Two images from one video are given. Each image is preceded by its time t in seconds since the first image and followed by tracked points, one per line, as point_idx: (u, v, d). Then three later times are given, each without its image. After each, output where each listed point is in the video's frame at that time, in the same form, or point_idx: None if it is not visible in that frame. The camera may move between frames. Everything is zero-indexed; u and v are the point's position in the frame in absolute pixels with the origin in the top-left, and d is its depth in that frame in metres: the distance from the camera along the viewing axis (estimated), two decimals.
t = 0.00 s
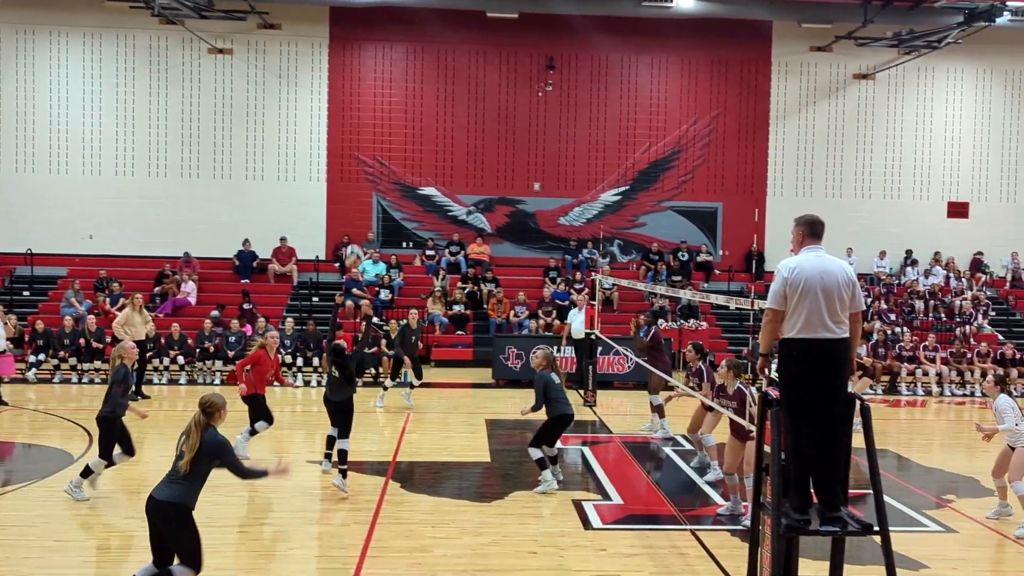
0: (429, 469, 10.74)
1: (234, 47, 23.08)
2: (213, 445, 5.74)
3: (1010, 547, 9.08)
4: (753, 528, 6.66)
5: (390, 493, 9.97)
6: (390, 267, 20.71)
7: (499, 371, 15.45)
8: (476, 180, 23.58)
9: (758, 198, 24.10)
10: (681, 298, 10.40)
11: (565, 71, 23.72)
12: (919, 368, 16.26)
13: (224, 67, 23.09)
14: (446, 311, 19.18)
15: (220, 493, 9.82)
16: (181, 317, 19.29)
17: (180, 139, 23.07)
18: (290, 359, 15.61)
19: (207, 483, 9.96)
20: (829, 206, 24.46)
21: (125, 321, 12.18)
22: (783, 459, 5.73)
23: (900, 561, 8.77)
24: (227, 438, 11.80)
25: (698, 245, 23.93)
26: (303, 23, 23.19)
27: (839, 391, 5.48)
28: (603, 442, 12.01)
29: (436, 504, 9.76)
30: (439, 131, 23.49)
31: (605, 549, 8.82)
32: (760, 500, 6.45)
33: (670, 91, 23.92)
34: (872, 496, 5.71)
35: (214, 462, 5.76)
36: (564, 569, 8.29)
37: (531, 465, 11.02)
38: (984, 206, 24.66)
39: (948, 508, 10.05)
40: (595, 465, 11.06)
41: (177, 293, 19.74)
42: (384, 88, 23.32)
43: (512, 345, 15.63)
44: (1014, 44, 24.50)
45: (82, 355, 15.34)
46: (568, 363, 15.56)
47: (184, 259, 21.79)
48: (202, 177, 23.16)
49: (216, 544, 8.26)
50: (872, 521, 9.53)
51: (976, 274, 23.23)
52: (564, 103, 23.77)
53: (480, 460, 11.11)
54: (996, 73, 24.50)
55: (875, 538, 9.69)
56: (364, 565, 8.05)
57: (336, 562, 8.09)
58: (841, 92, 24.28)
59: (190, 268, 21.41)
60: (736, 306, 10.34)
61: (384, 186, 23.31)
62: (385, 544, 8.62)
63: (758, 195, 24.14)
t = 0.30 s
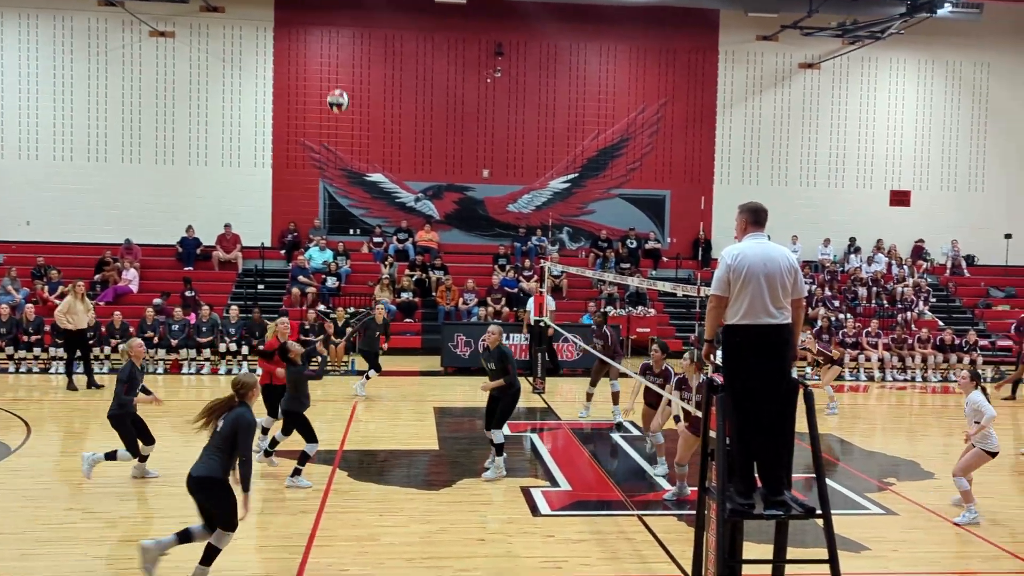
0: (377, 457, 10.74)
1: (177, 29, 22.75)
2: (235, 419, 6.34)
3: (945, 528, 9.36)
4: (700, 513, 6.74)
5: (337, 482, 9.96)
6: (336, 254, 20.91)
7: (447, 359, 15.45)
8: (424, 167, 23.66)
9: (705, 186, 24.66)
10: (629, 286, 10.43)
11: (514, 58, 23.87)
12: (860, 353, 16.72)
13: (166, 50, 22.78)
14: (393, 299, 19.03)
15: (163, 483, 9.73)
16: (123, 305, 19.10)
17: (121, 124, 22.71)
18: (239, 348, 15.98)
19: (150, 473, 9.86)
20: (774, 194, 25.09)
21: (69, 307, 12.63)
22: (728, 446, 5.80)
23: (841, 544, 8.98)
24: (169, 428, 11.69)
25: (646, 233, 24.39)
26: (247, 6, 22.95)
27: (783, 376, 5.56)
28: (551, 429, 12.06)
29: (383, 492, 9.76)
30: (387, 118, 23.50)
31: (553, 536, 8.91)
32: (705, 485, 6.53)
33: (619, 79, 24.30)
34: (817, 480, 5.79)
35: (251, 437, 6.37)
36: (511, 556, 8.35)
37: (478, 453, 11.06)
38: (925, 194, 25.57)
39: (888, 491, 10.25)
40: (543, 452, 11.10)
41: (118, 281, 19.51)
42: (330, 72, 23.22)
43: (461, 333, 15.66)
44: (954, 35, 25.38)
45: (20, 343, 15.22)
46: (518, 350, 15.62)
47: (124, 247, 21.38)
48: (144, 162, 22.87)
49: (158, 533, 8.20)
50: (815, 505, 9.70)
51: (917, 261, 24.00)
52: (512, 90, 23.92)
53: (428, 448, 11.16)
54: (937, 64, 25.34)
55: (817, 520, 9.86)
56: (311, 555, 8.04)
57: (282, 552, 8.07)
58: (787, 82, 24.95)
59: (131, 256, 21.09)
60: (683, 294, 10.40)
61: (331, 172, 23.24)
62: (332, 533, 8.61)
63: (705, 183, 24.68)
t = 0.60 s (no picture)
0: (319, 445, 10.73)
1: (111, 11, 22.35)
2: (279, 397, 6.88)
3: (879, 508, 9.62)
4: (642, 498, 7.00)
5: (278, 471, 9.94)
6: (277, 240, 20.85)
7: (390, 347, 15.69)
8: (367, 153, 23.70)
9: (649, 173, 25.21)
10: (573, 273, 10.41)
11: (458, 43, 24.09)
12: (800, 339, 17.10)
13: (100, 32, 22.37)
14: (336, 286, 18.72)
15: (100, 474, 9.60)
16: (55, 293, 18.88)
17: (53, 107, 22.20)
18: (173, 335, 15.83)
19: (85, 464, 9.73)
20: (717, 181, 25.82)
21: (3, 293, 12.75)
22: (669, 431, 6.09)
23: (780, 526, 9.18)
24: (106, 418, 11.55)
25: (591, 220, 24.84)
26: None
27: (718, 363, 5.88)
28: (496, 415, 12.11)
29: (325, 481, 9.71)
30: (329, 101, 23.48)
31: (497, 522, 8.96)
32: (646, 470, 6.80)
33: (563, 66, 24.68)
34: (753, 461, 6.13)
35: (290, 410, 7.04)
36: (454, 543, 8.39)
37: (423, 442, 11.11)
38: (864, 181, 26.46)
39: (826, 474, 10.45)
40: (488, 439, 11.14)
41: (51, 268, 19.23)
42: (270, 56, 23.14)
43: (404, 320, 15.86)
44: (890, 26, 26.27)
45: None
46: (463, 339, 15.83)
47: (56, 233, 20.85)
48: (77, 146, 22.39)
49: (92, 527, 8.08)
50: (754, 488, 9.85)
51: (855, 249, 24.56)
52: (456, 74, 24.14)
53: (371, 436, 11.19)
54: (876, 54, 26.25)
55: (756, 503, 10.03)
56: (251, 544, 7.99)
57: (223, 542, 8.00)
58: (729, 71, 25.60)
59: (63, 242, 20.46)
60: (627, 281, 10.39)
61: (271, 157, 23.15)
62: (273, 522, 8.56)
63: (648, 170, 25.23)
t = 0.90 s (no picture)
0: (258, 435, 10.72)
1: None
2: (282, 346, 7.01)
3: (816, 490, 9.81)
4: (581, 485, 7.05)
5: (216, 461, 9.90)
6: (215, 227, 20.83)
7: (333, 336, 15.93)
8: (306, 138, 23.63)
9: (591, 161, 25.50)
10: (516, 260, 10.35)
11: (398, 29, 24.11)
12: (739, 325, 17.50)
13: (29, 14, 21.96)
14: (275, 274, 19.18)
15: (31, 467, 9.44)
16: None
17: None
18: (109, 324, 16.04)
19: (16, 457, 9.57)
20: (660, 169, 26.12)
21: None
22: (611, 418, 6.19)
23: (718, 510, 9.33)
24: (37, 410, 11.39)
25: (534, 208, 25.12)
26: None
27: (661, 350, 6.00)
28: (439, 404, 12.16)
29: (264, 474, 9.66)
30: (267, 86, 23.41)
31: (439, 510, 8.97)
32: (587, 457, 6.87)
33: (506, 52, 24.88)
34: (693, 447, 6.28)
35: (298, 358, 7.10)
36: (396, 531, 8.39)
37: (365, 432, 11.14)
38: (803, 169, 27.08)
39: (765, 458, 10.62)
40: (431, 429, 11.15)
41: None
42: (207, 39, 22.92)
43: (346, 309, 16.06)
44: (830, 17, 26.85)
45: None
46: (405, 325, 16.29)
47: None
48: (6, 131, 21.93)
49: (21, 522, 7.93)
50: (694, 472, 9.99)
51: (795, 237, 25.20)
52: (397, 60, 24.17)
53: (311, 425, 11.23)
54: (815, 44, 26.88)
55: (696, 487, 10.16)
56: (188, 535, 7.90)
57: (160, 534, 7.89)
58: (672, 59, 25.96)
59: None
60: (570, 268, 10.36)
61: (209, 142, 22.99)
62: (211, 513, 8.48)
63: (590, 157, 25.50)
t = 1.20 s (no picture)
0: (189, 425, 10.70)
1: None
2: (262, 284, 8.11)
3: (749, 471, 9.97)
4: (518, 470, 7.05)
5: (145, 453, 9.80)
6: (143, 214, 20.77)
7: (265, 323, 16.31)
8: (237, 123, 23.49)
9: (526, 147, 25.69)
10: (452, 247, 10.27)
11: (331, 13, 23.98)
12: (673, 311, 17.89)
13: None
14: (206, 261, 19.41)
15: None
16: None
17: None
18: (31, 313, 15.98)
19: None
20: (595, 156, 26.37)
21: None
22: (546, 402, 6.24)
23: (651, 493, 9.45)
24: None
25: (470, 193, 25.23)
26: None
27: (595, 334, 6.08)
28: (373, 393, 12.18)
29: (197, 466, 9.55)
30: (197, 69, 23.19)
31: (375, 498, 8.93)
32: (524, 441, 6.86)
33: (441, 37, 24.91)
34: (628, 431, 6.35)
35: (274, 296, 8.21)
36: (330, 519, 8.33)
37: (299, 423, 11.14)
38: (736, 157, 27.48)
39: (699, 441, 10.78)
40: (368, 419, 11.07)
41: None
42: (133, 21, 22.68)
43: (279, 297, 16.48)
44: (761, 6, 27.32)
45: None
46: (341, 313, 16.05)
47: None
48: None
49: None
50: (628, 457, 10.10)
51: (728, 223, 25.50)
52: (330, 43, 24.06)
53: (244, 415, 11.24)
54: (747, 33, 27.29)
55: (631, 471, 10.27)
56: (115, 528, 7.77)
57: (86, 527, 7.74)
58: (606, 46, 26.23)
59: None
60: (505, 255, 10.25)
61: (136, 126, 22.73)
62: (140, 505, 8.35)
63: (525, 144, 25.69)
